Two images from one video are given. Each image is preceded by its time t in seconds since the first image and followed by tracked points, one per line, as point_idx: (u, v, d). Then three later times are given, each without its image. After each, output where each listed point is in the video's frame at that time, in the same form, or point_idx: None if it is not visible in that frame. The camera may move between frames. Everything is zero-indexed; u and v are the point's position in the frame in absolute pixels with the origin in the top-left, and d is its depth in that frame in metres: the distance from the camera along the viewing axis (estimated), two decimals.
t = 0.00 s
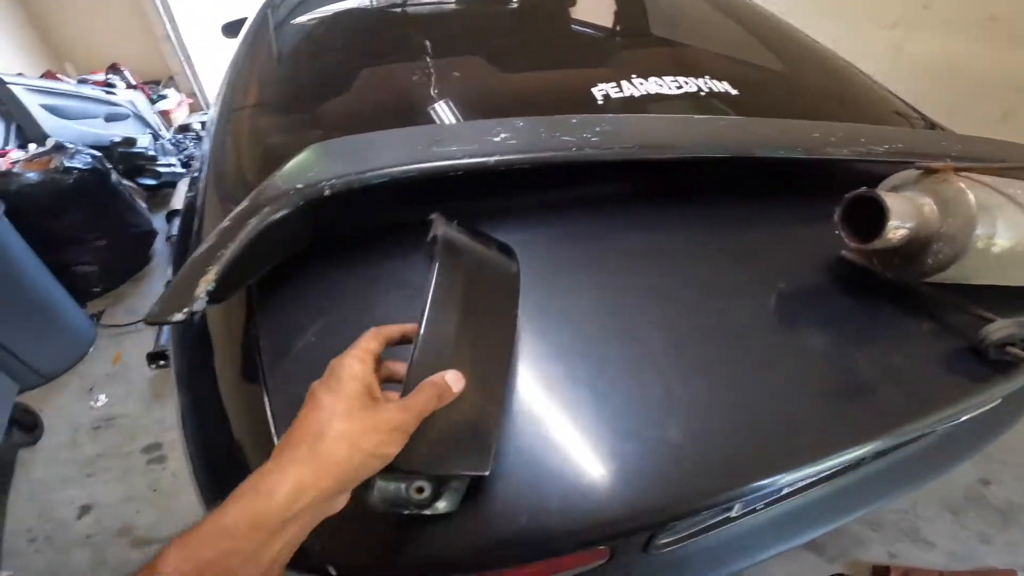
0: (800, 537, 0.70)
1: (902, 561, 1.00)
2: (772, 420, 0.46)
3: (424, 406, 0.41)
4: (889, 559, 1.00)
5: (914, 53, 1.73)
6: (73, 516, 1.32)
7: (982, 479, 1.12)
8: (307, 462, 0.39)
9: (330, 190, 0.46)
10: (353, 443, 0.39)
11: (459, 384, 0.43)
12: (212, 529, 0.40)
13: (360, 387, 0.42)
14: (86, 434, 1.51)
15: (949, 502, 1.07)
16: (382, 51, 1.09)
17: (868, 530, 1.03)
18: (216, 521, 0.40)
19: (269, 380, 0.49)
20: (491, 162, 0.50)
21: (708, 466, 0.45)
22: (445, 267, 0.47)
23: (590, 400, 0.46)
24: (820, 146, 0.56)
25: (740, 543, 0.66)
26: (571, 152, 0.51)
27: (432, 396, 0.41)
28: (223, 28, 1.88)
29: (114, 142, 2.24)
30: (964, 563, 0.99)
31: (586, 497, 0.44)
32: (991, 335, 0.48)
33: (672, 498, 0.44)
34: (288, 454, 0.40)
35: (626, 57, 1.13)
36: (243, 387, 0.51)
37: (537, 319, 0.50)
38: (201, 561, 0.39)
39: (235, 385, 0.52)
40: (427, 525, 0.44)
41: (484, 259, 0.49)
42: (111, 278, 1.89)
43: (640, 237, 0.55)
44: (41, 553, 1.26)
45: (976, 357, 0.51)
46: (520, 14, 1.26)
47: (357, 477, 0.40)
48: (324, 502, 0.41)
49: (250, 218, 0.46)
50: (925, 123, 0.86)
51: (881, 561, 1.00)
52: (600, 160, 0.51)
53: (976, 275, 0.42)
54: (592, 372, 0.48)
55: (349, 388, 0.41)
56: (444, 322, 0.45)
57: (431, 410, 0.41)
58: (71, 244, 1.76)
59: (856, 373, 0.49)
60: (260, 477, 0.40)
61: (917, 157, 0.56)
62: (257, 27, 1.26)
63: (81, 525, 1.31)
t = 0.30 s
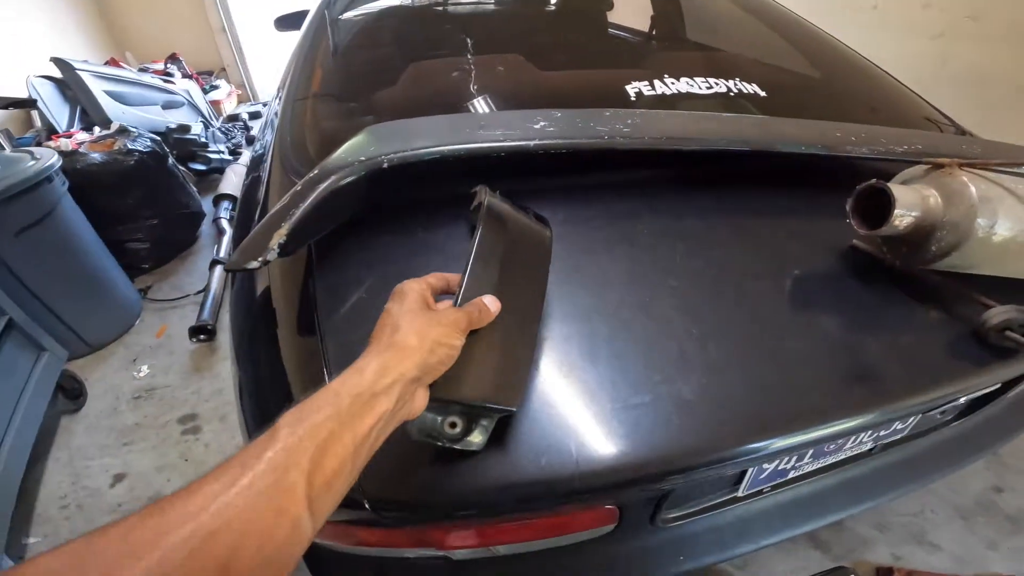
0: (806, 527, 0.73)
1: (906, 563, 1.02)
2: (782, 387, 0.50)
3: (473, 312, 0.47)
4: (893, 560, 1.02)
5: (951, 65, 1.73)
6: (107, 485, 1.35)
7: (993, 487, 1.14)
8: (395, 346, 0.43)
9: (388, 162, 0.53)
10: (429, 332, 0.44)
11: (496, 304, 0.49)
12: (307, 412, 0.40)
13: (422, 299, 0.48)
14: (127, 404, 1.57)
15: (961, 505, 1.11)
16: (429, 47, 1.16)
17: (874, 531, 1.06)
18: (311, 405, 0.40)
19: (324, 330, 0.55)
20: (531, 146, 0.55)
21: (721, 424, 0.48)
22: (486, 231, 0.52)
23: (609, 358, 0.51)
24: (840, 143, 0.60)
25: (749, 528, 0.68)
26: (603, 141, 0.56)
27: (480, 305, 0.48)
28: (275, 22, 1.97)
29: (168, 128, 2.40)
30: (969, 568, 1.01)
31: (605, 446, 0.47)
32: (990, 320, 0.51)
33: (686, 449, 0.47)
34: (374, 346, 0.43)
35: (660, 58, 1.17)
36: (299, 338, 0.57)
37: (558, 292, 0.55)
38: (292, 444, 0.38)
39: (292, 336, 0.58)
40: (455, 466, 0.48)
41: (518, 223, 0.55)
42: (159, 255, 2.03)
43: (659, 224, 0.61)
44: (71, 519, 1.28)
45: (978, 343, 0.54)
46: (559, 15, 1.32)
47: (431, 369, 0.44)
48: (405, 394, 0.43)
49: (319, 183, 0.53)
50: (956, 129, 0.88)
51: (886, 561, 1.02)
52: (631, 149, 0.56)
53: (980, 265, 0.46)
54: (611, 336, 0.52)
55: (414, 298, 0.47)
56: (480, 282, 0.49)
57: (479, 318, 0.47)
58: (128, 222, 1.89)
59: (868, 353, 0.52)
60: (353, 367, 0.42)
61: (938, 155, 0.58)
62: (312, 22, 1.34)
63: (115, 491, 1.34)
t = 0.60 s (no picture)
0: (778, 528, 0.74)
1: (891, 570, 1.04)
2: (738, 378, 0.54)
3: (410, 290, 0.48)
4: (878, 568, 1.04)
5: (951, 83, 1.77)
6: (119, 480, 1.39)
7: (982, 497, 1.17)
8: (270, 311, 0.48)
9: (389, 173, 0.58)
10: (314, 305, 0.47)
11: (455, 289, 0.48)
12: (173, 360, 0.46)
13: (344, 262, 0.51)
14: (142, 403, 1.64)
15: (947, 514, 1.14)
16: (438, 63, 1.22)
17: (861, 538, 1.09)
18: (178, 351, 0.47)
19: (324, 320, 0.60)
20: (518, 161, 0.60)
21: (678, 411, 0.52)
22: (516, 187, 0.50)
23: (573, 352, 0.56)
24: (806, 158, 0.64)
25: (719, 526, 0.71)
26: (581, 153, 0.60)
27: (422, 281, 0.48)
28: (293, 37, 2.06)
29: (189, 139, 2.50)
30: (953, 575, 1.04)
31: (571, 433, 0.51)
32: (932, 323, 0.55)
33: (643, 433, 0.51)
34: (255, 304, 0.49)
35: (657, 75, 1.22)
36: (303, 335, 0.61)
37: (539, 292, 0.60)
38: (138, 393, 0.45)
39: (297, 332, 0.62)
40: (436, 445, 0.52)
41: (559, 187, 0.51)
42: (178, 263, 2.11)
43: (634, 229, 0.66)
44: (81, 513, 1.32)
45: (925, 348, 0.56)
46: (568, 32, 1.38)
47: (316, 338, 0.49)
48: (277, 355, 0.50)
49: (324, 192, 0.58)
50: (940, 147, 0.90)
51: (871, 568, 1.04)
52: (613, 163, 0.61)
53: (924, 271, 0.49)
54: (577, 331, 0.57)
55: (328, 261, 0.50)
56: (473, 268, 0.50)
57: (419, 295, 0.48)
58: (148, 229, 1.97)
59: (825, 353, 0.56)
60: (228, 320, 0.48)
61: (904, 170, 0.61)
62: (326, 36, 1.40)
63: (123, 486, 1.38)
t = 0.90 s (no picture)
0: (734, 523, 0.80)
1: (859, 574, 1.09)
2: (683, 367, 0.61)
3: (343, 222, 0.45)
4: (847, 571, 1.09)
5: (935, 105, 1.84)
6: (131, 475, 1.47)
7: (952, 504, 1.23)
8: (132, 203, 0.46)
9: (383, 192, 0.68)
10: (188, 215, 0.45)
11: (411, 231, 0.45)
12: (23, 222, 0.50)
13: (262, 161, 0.49)
14: (155, 404, 1.72)
15: (917, 522, 1.18)
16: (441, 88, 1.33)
17: (832, 542, 1.14)
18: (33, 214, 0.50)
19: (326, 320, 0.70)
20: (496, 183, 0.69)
21: (623, 397, 0.59)
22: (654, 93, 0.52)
23: (536, 347, 0.64)
24: (752, 181, 0.71)
25: (677, 518, 0.77)
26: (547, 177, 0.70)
27: (376, 208, 0.45)
28: (306, 57, 2.17)
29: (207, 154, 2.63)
30: None
31: (527, 415, 0.59)
32: (844, 327, 0.61)
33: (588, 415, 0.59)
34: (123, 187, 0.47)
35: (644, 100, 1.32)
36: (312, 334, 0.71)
37: (512, 297, 0.69)
38: None
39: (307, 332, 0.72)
40: (416, 424, 0.60)
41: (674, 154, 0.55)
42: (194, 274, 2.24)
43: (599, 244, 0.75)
44: (93, 506, 1.40)
45: (838, 349, 0.63)
46: (568, 55, 1.46)
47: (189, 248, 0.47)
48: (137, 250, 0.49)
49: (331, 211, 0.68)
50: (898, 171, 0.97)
51: (840, 572, 1.09)
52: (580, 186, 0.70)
53: (839, 281, 0.56)
54: (540, 330, 0.65)
55: (236, 160, 0.47)
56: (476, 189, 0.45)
57: (361, 228, 0.45)
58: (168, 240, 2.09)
59: (762, 355, 0.62)
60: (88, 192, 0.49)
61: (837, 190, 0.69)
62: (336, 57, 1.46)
63: (136, 481, 1.46)
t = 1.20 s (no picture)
0: (687, 509, 0.84)
1: (819, 570, 1.13)
2: (622, 352, 0.70)
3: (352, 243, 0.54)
4: (807, 567, 1.14)
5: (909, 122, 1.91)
6: (133, 466, 1.56)
7: (914, 505, 1.28)
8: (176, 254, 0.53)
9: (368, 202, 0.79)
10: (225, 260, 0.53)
11: (398, 244, 0.54)
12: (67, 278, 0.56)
13: (273, 202, 0.52)
14: (159, 400, 1.81)
15: (878, 521, 1.23)
16: (433, 102, 1.42)
17: (795, 539, 1.19)
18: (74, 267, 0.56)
19: (317, 315, 0.81)
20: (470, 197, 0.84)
21: (565, 375, 0.68)
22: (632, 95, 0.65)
23: (495, 332, 0.73)
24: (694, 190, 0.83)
25: (631, 502, 0.82)
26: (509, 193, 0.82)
27: (373, 228, 0.53)
28: (310, 72, 2.28)
29: (215, 164, 2.74)
30: None
31: (483, 389, 0.67)
32: (758, 317, 0.71)
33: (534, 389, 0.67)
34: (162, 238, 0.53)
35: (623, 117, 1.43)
36: (306, 327, 0.81)
37: (478, 293, 0.79)
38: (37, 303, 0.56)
39: (301, 326, 0.82)
40: (385, 395, 0.68)
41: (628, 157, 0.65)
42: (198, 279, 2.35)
43: (558, 252, 0.85)
44: (96, 494, 1.48)
45: (756, 338, 0.73)
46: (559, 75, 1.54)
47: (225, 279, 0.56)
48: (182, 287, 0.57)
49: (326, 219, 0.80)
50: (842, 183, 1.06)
51: (801, 567, 1.14)
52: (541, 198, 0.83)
53: (755, 276, 0.67)
54: (499, 319, 0.75)
55: (255, 207, 0.51)
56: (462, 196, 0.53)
57: (364, 245, 0.54)
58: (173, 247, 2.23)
59: (688, 345, 0.71)
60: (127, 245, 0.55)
61: (762, 198, 0.78)
62: (339, 76, 1.52)
63: (137, 472, 1.54)
